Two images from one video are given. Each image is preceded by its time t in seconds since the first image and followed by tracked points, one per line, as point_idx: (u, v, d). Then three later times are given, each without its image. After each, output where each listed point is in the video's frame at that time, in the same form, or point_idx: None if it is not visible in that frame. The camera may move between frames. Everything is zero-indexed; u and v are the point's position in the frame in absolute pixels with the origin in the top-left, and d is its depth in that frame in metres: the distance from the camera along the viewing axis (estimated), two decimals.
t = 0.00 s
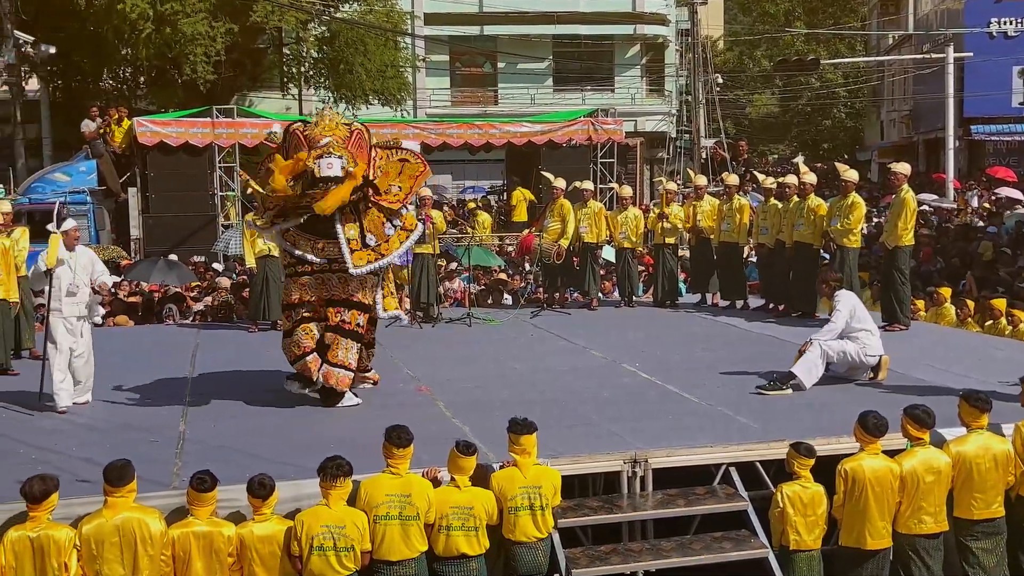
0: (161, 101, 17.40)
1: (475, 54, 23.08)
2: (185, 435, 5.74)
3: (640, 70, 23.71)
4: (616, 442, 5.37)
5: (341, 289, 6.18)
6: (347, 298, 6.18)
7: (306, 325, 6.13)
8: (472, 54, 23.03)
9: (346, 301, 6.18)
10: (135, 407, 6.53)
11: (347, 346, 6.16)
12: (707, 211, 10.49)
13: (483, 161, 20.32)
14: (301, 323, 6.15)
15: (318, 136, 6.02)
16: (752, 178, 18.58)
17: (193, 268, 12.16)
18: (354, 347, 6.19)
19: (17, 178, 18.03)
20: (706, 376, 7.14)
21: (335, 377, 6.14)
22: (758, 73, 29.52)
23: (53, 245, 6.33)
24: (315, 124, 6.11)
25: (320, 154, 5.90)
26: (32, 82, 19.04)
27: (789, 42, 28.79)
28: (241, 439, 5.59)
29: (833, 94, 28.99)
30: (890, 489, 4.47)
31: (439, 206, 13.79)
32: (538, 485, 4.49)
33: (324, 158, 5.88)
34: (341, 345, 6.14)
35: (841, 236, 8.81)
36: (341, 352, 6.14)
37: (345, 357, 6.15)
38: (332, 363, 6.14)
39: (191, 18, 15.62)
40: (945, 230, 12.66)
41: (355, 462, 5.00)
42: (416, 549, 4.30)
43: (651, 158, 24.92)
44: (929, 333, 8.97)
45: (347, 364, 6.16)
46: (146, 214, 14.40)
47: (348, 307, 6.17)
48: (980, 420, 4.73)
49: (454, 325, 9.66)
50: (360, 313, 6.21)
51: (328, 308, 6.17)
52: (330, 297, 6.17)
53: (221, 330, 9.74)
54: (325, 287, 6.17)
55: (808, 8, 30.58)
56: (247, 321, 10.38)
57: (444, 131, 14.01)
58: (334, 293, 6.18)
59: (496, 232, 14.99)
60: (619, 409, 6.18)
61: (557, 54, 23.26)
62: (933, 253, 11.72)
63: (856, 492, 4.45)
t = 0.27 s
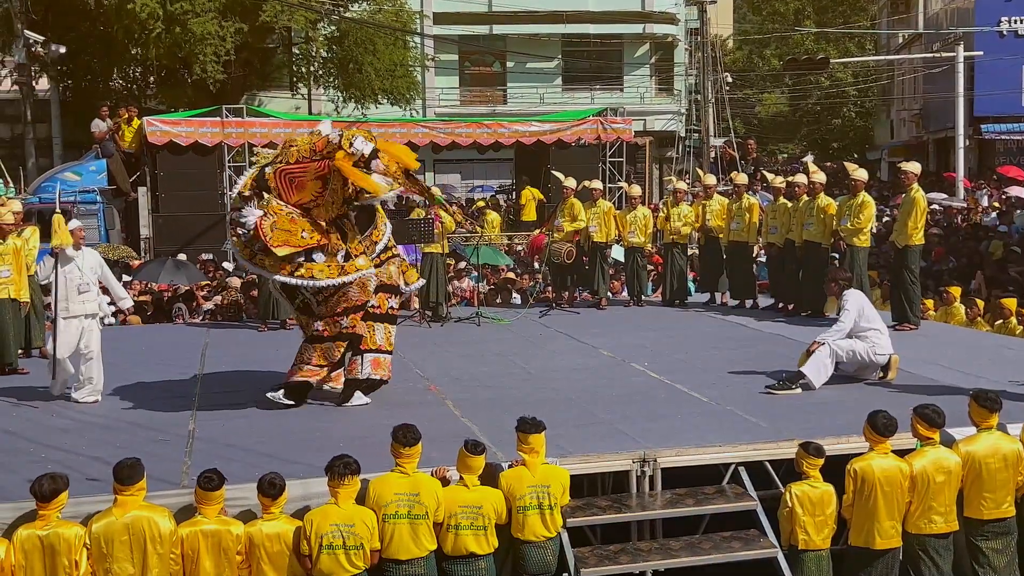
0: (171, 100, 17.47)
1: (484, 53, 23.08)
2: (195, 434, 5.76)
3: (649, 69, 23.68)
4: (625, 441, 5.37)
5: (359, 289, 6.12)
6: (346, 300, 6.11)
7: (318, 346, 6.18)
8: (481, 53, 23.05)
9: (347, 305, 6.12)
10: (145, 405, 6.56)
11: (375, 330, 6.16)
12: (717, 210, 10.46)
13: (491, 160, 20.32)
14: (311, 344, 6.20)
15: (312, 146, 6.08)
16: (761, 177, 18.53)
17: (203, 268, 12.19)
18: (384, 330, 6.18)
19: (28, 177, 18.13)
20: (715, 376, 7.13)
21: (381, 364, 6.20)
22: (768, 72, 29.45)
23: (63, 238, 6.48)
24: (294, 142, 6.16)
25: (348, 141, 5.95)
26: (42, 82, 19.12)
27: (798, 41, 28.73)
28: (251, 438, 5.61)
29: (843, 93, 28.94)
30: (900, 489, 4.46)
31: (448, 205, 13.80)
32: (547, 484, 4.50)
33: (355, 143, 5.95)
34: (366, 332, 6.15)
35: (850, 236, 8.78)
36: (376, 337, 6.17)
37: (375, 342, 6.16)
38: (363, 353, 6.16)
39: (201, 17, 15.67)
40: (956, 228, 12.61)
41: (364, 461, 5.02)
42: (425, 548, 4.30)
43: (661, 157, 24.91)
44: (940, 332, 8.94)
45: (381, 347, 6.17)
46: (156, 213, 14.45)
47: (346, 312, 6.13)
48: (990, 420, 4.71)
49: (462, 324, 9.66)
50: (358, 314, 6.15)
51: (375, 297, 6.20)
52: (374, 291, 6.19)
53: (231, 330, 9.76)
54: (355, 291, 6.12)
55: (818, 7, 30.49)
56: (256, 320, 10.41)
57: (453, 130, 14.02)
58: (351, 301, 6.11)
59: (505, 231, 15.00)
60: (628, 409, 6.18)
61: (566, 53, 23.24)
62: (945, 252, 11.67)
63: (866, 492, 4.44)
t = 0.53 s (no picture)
0: (175, 100, 17.49)
1: (489, 53, 23.08)
2: (200, 433, 5.77)
3: (655, 69, 23.66)
4: (630, 441, 5.36)
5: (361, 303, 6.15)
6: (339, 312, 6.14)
7: (315, 357, 6.24)
8: (486, 53, 23.06)
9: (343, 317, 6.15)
10: (149, 405, 6.57)
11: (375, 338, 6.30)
12: (722, 210, 10.45)
13: (496, 160, 20.34)
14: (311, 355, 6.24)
15: (314, 157, 6.12)
16: (766, 177, 18.51)
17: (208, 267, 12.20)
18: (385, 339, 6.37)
19: (34, 177, 18.17)
20: (720, 375, 7.13)
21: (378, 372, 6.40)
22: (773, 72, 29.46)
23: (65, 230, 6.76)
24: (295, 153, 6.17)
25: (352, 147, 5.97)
26: (47, 82, 19.17)
27: (803, 40, 28.69)
28: (256, 437, 5.62)
29: (848, 93, 28.90)
30: (905, 489, 4.45)
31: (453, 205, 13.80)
32: (551, 484, 4.50)
33: (358, 150, 5.97)
34: (368, 341, 6.26)
35: (856, 235, 8.76)
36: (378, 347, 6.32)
37: (376, 352, 6.31)
38: (366, 361, 6.32)
39: (206, 17, 15.69)
40: (962, 228, 12.58)
41: (369, 460, 5.02)
42: (430, 548, 4.31)
43: (666, 157, 24.91)
44: (945, 332, 8.92)
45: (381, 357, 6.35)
46: (161, 212, 14.47)
47: (339, 324, 6.16)
48: (995, 420, 4.70)
49: (467, 324, 9.67)
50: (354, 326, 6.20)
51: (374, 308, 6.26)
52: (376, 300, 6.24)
53: (236, 329, 9.78)
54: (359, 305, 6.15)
55: (823, 7, 30.44)
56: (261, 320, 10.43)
57: (458, 130, 14.03)
58: (349, 312, 6.15)
59: (509, 231, 15.00)
60: (633, 408, 6.18)
61: (571, 52, 23.23)
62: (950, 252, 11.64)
63: (871, 492, 4.43)
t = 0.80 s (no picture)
0: (177, 99, 17.51)
1: (490, 52, 23.09)
2: (201, 432, 5.78)
3: (656, 68, 23.67)
4: (631, 440, 5.36)
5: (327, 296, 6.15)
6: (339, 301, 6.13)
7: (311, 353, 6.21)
8: (487, 52, 23.07)
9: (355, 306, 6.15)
10: (150, 404, 6.57)
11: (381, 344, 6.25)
12: (724, 209, 10.44)
13: (497, 160, 20.35)
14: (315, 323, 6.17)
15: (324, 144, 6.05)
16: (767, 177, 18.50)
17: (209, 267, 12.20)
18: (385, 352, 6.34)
19: (35, 176, 18.20)
20: (721, 375, 7.13)
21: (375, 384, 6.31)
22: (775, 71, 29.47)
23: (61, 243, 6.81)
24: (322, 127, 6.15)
25: (324, 164, 5.90)
26: (48, 81, 19.18)
27: (804, 40, 28.69)
28: (257, 437, 5.62)
29: (849, 93, 28.91)
30: (906, 489, 4.45)
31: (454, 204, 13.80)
32: (552, 483, 4.50)
33: (328, 168, 5.88)
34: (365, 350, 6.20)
35: (857, 235, 8.76)
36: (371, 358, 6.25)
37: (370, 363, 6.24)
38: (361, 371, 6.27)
39: (208, 16, 15.69)
40: (963, 228, 12.56)
41: (370, 460, 5.02)
42: (431, 547, 4.31)
43: (667, 156, 24.92)
44: (946, 332, 8.91)
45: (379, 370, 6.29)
46: (162, 212, 14.47)
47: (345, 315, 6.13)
48: (997, 420, 4.69)
49: (468, 323, 9.67)
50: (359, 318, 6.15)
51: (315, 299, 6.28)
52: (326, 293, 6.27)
53: (237, 328, 9.78)
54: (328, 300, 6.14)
55: (825, 6, 30.41)
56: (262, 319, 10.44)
57: (459, 129, 14.03)
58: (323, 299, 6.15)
59: (510, 230, 15.00)
60: (635, 408, 6.18)
61: (572, 52, 23.25)
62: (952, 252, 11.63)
63: (872, 492, 4.42)
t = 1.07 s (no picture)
0: (175, 99, 17.48)
1: (488, 52, 23.09)
2: (199, 432, 5.77)
3: (654, 68, 23.67)
4: (629, 441, 5.36)
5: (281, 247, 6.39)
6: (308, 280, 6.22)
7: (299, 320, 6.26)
8: (485, 52, 23.04)
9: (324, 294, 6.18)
10: (148, 404, 6.56)
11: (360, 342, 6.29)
12: (722, 210, 10.44)
13: (495, 160, 20.35)
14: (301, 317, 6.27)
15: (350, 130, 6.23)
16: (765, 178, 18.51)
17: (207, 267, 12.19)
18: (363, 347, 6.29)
19: (33, 176, 18.16)
20: (719, 375, 7.13)
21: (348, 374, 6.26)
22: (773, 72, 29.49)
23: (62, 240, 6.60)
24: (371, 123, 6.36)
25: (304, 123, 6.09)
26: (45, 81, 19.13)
27: (803, 40, 28.71)
28: (255, 436, 5.62)
29: (848, 93, 28.95)
30: (904, 489, 4.45)
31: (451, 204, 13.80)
32: (550, 484, 4.50)
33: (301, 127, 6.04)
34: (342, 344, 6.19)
35: (855, 236, 8.76)
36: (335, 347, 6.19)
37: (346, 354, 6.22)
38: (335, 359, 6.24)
39: (206, 16, 15.68)
40: (961, 229, 12.57)
41: (368, 460, 5.02)
42: (429, 547, 4.31)
43: (665, 157, 24.92)
44: (944, 332, 8.92)
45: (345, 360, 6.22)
46: (160, 212, 14.45)
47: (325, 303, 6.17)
48: (997, 421, 4.70)
49: (466, 323, 9.67)
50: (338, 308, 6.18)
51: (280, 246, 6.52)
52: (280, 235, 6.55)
53: (234, 328, 9.78)
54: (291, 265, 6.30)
55: (823, 7, 30.40)
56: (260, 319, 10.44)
57: (457, 129, 14.03)
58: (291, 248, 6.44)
59: (508, 230, 15.00)
60: (633, 408, 6.18)
61: (570, 52, 23.25)
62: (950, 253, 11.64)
63: (870, 492, 4.43)
